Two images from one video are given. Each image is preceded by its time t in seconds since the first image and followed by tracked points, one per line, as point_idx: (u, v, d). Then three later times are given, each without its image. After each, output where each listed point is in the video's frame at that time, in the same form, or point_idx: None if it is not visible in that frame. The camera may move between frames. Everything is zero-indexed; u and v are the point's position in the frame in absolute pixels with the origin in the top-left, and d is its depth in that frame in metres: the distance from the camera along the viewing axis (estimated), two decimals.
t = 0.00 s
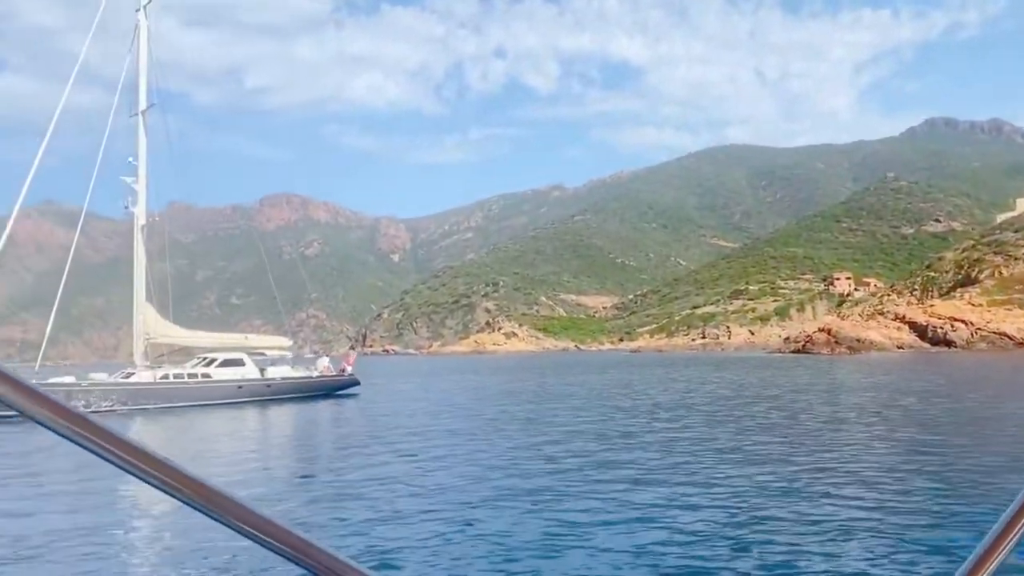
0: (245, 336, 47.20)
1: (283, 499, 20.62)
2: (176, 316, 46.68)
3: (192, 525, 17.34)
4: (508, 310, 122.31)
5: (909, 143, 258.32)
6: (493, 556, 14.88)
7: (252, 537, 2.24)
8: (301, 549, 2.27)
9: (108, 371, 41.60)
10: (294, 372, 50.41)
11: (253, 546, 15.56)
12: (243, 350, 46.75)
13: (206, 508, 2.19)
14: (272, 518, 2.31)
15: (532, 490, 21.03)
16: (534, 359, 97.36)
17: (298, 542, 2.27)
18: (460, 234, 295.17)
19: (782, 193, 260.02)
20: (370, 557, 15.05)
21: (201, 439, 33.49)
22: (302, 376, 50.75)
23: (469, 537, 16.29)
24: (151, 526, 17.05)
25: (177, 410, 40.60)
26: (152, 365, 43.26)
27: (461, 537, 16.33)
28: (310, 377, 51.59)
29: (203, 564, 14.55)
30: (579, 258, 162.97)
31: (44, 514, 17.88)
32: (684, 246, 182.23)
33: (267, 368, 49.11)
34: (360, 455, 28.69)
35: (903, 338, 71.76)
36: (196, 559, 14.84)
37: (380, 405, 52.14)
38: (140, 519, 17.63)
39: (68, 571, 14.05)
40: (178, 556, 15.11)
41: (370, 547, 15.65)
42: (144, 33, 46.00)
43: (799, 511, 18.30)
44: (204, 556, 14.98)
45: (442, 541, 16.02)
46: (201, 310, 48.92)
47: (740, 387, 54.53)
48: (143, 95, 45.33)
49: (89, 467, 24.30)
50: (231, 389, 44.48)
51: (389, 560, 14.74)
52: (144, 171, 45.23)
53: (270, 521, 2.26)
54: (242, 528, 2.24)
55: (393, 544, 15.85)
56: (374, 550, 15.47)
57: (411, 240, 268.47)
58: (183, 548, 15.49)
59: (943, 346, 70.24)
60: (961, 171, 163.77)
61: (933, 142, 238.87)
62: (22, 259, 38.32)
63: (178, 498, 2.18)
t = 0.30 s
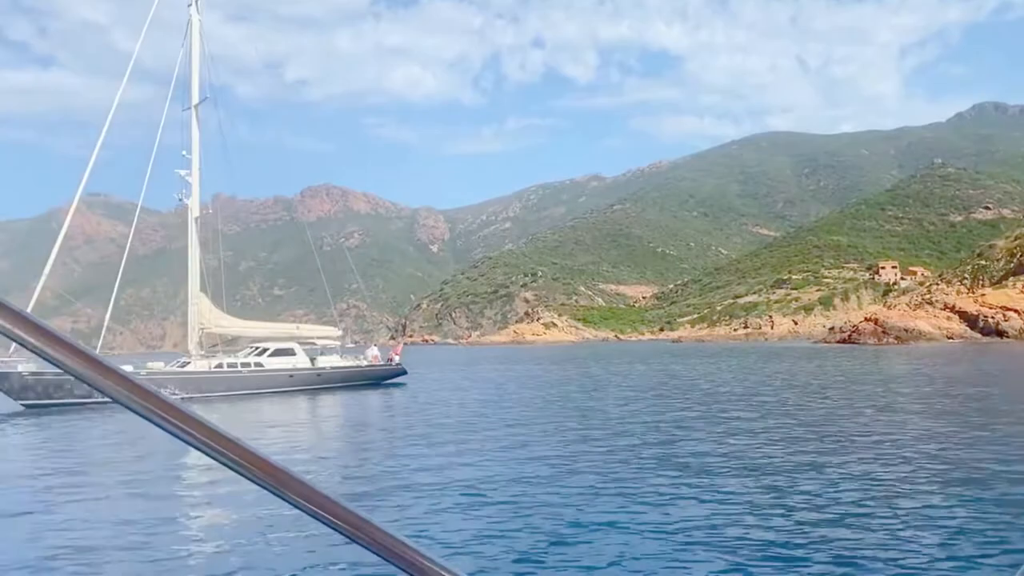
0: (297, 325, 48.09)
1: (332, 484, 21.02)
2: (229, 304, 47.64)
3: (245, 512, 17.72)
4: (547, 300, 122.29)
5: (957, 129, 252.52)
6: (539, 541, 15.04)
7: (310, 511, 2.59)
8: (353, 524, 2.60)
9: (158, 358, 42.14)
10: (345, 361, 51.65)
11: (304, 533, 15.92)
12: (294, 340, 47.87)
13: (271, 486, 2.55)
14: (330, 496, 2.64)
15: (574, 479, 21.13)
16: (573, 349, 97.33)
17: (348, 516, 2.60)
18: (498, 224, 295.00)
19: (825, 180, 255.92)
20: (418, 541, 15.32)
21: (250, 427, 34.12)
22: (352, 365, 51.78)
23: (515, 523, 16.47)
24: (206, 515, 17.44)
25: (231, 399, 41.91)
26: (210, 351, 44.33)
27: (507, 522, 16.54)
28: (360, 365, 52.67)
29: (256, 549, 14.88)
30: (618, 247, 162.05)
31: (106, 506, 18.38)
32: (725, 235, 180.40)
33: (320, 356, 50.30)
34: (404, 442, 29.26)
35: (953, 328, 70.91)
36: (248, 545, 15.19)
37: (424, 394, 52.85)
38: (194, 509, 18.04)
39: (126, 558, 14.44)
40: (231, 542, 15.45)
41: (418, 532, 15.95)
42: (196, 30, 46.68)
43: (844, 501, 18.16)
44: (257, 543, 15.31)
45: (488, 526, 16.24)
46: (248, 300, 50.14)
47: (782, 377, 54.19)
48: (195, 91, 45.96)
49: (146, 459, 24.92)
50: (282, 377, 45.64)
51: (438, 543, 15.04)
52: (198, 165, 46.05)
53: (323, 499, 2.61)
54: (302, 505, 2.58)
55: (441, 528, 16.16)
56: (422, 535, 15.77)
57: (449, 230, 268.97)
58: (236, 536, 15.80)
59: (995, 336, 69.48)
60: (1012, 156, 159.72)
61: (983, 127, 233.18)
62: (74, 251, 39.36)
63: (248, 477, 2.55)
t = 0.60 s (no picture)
0: (341, 316, 48.48)
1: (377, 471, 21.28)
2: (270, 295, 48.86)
3: (293, 500, 18.02)
4: (582, 290, 122.03)
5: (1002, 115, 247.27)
6: (581, 530, 15.14)
7: (360, 487, 2.78)
8: (401, 499, 2.79)
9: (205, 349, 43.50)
10: (387, 350, 52.38)
11: (347, 519, 16.22)
12: (338, 330, 48.36)
13: (324, 463, 2.75)
14: (377, 473, 2.84)
15: (618, 468, 21.19)
16: (608, 339, 97.05)
17: (399, 492, 2.78)
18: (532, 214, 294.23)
19: (864, 167, 252.09)
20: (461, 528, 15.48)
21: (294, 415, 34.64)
22: (394, 354, 52.46)
23: (556, 513, 16.58)
24: (254, 504, 17.77)
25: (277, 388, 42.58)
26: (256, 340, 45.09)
27: (550, 511, 16.64)
28: (402, 355, 53.28)
29: (303, 535, 15.15)
30: (653, 237, 161.04)
31: (160, 495, 18.82)
32: (762, 224, 178.52)
33: (364, 345, 50.89)
34: (442, 431, 29.55)
35: (1000, 318, 69.94)
36: (296, 531, 15.46)
37: (462, 383, 53.30)
38: (243, 498, 18.39)
39: (180, 543, 14.79)
40: (280, 528, 15.73)
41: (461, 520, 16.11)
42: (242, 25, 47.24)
43: (890, 492, 18.01)
44: (305, 529, 15.57)
45: (530, 515, 16.36)
46: (284, 290, 50.88)
47: (820, 368, 53.72)
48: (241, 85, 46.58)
49: (197, 449, 25.46)
50: (327, 367, 46.31)
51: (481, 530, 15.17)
52: (244, 158, 46.68)
53: (374, 476, 2.80)
54: (354, 481, 2.78)
55: (484, 517, 16.31)
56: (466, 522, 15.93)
57: (483, 220, 269.30)
58: (285, 523, 16.10)
59: None
60: None
61: None
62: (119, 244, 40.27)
63: (303, 455, 2.76)
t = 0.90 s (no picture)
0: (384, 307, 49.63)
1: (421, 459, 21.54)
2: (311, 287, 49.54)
3: (340, 489, 18.33)
4: (614, 281, 121.61)
5: None
6: (624, 519, 15.22)
7: (418, 450, 2.95)
8: (456, 462, 2.95)
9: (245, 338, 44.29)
10: (426, 342, 53.27)
11: (388, 508, 16.49)
12: (379, 320, 49.39)
13: (381, 426, 2.93)
14: (433, 437, 3.01)
15: (660, 459, 21.24)
16: (642, 330, 96.69)
17: (456, 457, 2.95)
18: (563, 204, 293.24)
19: (902, 155, 247.99)
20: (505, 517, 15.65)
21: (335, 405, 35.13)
22: (433, 346, 53.47)
23: (599, 503, 16.69)
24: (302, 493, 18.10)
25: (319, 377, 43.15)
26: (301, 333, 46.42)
27: (592, 501, 16.74)
28: (440, 345, 54.09)
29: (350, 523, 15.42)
30: (686, 227, 160.03)
31: (210, 482, 19.23)
32: (797, 213, 176.51)
33: (404, 337, 51.81)
34: (481, 420, 29.80)
35: None
36: (344, 519, 15.74)
37: (498, 373, 53.63)
38: (291, 487, 18.73)
39: (232, 530, 15.13)
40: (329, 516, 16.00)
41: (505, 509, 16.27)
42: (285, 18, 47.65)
43: (937, 484, 17.87)
44: (352, 518, 15.83)
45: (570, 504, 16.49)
46: (321, 280, 51.53)
47: (859, 359, 53.22)
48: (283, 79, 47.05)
49: (244, 438, 25.95)
50: (370, 357, 46.96)
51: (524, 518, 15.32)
52: (288, 150, 47.21)
53: (435, 444, 2.97)
54: (412, 443, 2.95)
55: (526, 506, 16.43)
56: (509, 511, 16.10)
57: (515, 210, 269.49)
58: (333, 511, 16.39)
59: None
60: None
61: None
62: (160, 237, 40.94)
63: (367, 420, 2.93)
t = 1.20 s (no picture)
0: (421, 298, 50.32)
1: (465, 448, 21.85)
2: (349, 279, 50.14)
3: (386, 478, 18.65)
4: (646, 272, 121.02)
5: None
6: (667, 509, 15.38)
7: (470, 424, 3.29)
8: (503, 436, 3.28)
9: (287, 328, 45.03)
10: (464, 332, 53.72)
11: (427, 496, 16.84)
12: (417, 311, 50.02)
13: (436, 403, 3.27)
14: (483, 413, 3.34)
15: (701, 450, 21.36)
16: (673, 322, 96.22)
17: (504, 434, 3.28)
18: (593, 194, 292.07)
19: (939, 143, 243.55)
20: (550, 506, 15.89)
21: (377, 395, 35.65)
22: (471, 335, 53.90)
23: (639, 495, 16.87)
24: (350, 481, 18.45)
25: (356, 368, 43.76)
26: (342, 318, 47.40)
27: (635, 493, 16.93)
28: (478, 336, 54.62)
29: (400, 512, 15.71)
30: (719, 217, 158.79)
31: (260, 470, 19.66)
32: (832, 203, 174.24)
33: (441, 327, 52.51)
34: (518, 410, 30.06)
35: None
36: (393, 507, 16.04)
37: (533, 364, 53.90)
38: (338, 474, 19.11)
39: (286, 517, 15.47)
40: (377, 505, 16.29)
41: (549, 498, 16.54)
42: (325, 12, 48.04)
43: (976, 479, 17.83)
44: (401, 506, 16.15)
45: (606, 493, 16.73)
46: (357, 271, 52.11)
47: (897, 351, 52.61)
48: (322, 73, 47.46)
49: (289, 427, 26.42)
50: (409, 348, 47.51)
51: (562, 508, 15.59)
52: (328, 143, 47.60)
53: (487, 421, 3.27)
54: (465, 420, 3.29)
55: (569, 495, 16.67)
56: (553, 500, 16.33)
57: (544, 199, 268.84)
58: (381, 500, 16.69)
59: None
60: None
61: None
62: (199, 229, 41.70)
63: (426, 398, 3.26)
